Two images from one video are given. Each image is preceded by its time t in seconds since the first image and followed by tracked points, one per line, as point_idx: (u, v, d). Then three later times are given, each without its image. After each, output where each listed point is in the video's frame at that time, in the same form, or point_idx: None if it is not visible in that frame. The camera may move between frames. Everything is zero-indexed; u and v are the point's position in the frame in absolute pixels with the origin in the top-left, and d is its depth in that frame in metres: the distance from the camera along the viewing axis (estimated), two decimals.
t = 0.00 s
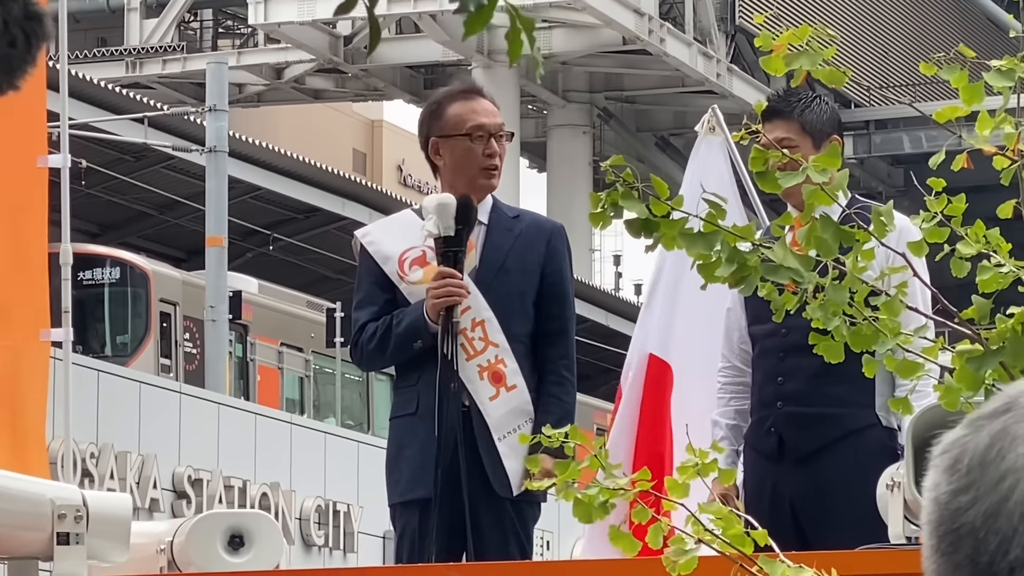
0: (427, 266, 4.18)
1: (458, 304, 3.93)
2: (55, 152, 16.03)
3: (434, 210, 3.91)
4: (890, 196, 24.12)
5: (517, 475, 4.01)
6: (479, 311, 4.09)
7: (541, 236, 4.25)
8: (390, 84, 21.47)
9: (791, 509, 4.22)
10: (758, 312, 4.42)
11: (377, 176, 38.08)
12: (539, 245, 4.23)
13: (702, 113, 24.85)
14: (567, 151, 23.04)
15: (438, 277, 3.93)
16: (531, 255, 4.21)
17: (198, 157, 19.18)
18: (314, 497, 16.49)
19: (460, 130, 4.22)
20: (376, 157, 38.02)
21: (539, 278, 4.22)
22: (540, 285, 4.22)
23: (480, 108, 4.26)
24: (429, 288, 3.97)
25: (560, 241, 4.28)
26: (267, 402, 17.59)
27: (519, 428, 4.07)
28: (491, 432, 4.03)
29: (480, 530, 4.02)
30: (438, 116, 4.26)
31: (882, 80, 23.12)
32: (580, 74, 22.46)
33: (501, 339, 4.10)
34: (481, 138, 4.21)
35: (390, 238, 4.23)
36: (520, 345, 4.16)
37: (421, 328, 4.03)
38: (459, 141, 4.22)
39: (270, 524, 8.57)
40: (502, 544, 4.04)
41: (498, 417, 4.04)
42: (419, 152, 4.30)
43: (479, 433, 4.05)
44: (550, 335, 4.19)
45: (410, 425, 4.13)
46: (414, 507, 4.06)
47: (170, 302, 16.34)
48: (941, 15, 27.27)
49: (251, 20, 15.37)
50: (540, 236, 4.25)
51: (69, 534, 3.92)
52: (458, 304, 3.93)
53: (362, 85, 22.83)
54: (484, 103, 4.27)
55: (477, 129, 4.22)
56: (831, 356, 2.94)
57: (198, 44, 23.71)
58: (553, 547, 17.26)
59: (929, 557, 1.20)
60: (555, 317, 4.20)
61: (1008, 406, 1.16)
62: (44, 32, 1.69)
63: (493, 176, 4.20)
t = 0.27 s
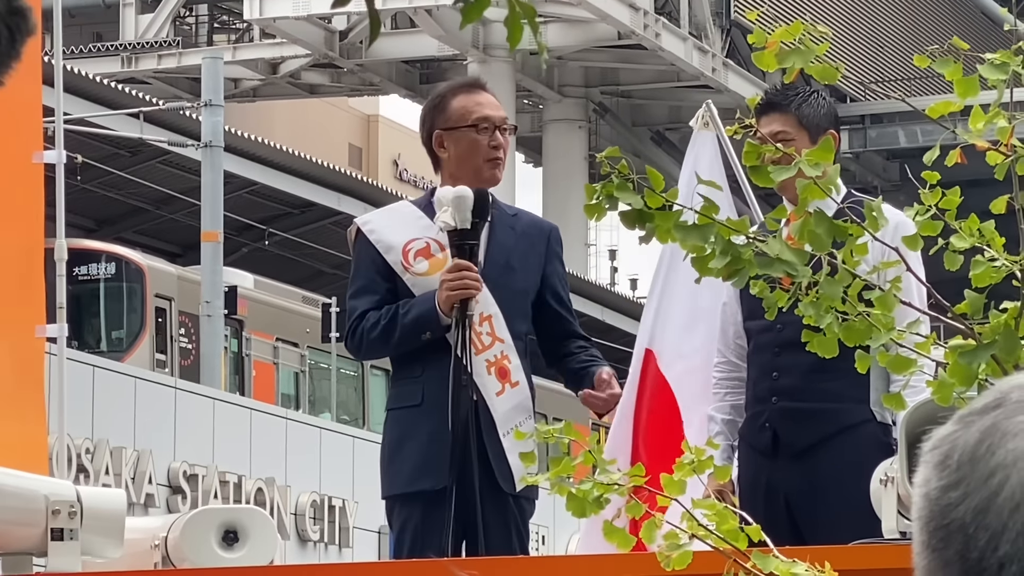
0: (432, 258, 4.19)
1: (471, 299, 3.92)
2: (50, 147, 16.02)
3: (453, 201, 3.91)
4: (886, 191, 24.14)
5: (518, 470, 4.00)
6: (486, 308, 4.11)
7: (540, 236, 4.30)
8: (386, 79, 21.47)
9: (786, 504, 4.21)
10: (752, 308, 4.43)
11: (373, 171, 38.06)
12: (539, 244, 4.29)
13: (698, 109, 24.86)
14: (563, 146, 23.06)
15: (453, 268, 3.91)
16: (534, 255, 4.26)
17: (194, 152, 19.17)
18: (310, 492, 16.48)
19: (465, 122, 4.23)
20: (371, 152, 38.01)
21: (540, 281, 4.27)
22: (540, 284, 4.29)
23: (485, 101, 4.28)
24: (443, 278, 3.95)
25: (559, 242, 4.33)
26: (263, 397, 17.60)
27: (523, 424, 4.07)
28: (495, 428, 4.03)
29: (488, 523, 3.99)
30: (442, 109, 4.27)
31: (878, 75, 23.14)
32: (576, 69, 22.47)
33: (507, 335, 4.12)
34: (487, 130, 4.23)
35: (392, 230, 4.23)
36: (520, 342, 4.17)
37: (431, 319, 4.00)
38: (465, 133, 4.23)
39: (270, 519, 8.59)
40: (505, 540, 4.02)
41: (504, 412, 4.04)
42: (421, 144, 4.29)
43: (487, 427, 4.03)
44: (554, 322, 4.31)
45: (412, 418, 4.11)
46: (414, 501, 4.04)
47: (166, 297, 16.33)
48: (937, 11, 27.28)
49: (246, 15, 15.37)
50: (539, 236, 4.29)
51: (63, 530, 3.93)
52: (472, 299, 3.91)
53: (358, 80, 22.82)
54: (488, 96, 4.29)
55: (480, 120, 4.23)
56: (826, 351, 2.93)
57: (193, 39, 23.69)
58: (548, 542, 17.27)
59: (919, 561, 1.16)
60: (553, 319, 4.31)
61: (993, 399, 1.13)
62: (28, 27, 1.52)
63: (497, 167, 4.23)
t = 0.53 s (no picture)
0: (429, 257, 4.18)
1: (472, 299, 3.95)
2: (43, 145, 15.99)
3: (463, 203, 3.92)
4: (879, 188, 24.16)
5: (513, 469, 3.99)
6: (486, 307, 4.10)
7: (537, 237, 4.29)
8: (379, 77, 21.46)
9: (779, 502, 4.22)
10: (746, 306, 4.43)
11: (366, 169, 38.05)
12: (536, 247, 4.28)
13: (691, 106, 24.89)
14: (556, 143, 23.06)
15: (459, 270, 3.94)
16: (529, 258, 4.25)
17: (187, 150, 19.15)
18: (304, 490, 16.47)
19: (463, 123, 4.22)
20: (365, 150, 38.00)
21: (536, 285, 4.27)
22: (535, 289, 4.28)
23: (483, 100, 4.26)
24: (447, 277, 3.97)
25: (554, 244, 4.32)
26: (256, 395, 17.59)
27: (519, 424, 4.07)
28: (492, 427, 4.02)
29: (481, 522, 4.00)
30: (441, 108, 4.27)
31: (871, 72, 23.17)
32: (569, 66, 22.48)
33: (505, 336, 4.12)
34: (486, 130, 4.22)
35: (391, 226, 4.22)
36: (515, 343, 4.17)
37: (432, 319, 3.99)
38: (463, 133, 4.22)
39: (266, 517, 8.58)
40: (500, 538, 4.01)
41: (500, 411, 4.04)
42: (419, 143, 4.28)
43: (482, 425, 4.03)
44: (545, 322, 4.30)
45: (407, 416, 4.10)
46: (409, 499, 4.02)
47: (160, 295, 16.32)
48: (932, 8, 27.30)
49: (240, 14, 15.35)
50: (535, 238, 4.28)
51: (57, 529, 3.93)
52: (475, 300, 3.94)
53: (351, 78, 22.81)
54: (486, 95, 4.27)
55: (476, 121, 4.22)
56: (818, 350, 2.92)
57: (186, 37, 23.67)
58: (542, 539, 17.27)
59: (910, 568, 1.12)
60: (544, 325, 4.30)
61: (987, 391, 1.11)
62: (16, 29, 1.51)
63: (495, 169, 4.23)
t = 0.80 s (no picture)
0: (421, 257, 4.18)
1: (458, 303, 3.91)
2: (33, 143, 15.96)
3: (452, 204, 3.87)
4: (869, 187, 24.17)
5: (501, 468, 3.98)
6: (475, 307, 4.08)
7: (531, 237, 4.28)
8: (369, 75, 21.45)
9: (767, 501, 4.22)
10: (736, 304, 4.42)
11: (356, 168, 38.02)
12: (528, 246, 4.27)
13: (681, 104, 24.89)
14: (547, 141, 23.05)
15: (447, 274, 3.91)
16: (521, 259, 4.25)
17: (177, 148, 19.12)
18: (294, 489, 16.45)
19: (457, 123, 4.22)
20: (355, 148, 37.96)
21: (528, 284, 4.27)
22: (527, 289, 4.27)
23: (478, 102, 4.25)
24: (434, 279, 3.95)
25: (548, 244, 4.31)
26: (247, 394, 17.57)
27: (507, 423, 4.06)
28: (478, 426, 4.01)
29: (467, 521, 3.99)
30: (438, 108, 4.26)
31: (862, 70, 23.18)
32: (559, 64, 22.47)
33: (493, 335, 4.10)
34: (481, 132, 4.21)
35: (382, 224, 4.21)
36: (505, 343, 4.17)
37: (418, 319, 3.99)
38: (457, 134, 4.22)
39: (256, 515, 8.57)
40: (487, 538, 4.01)
41: (487, 412, 4.02)
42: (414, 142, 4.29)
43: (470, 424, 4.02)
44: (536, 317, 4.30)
45: (396, 415, 4.09)
46: (397, 498, 4.01)
47: (150, 293, 16.29)
48: (922, 7, 27.34)
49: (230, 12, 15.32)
50: (529, 237, 4.28)
51: (46, 528, 3.91)
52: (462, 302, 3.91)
53: (342, 76, 22.79)
54: (481, 96, 4.27)
55: (470, 122, 4.22)
56: (807, 347, 2.92)
57: (176, 35, 23.64)
58: (533, 538, 17.26)
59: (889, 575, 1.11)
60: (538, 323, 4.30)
61: (964, 388, 1.11)
62: None
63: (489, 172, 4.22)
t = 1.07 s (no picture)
0: (407, 256, 4.17)
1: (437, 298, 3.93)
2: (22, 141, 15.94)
3: (422, 200, 3.89)
4: (858, 185, 24.21)
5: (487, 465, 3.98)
6: (457, 303, 4.07)
7: (522, 230, 4.26)
8: (359, 73, 21.44)
9: (756, 500, 4.22)
10: (724, 301, 4.42)
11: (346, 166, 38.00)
12: (518, 239, 4.25)
13: (671, 103, 24.92)
14: (536, 139, 23.07)
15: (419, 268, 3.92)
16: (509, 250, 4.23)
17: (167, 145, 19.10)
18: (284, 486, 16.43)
19: (424, 123, 4.23)
20: (345, 146, 37.94)
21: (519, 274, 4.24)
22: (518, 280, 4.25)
23: (455, 99, 4.24)
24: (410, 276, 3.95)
25: (541, 235, 4.29)
26: (237, 392, 17.56)
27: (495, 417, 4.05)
28: (463, 424, 4.01)
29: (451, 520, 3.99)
30: (421, 106, 4.27)
31: (851, 69, 23.22)
32: (549, 63, 22.49)
33: (478, 331, 4.09)
34: (446, 127, 4.21)
35: (372, 225, 4.22)
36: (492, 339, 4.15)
37: (399, 318, 4.00)
38: (429, 130, 4.22)
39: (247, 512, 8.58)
40: (473, 535, 4.01)
41: (470, 408, 4.01)
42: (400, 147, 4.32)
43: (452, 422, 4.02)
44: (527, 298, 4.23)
45: (384, 413, 4.10)
46: (383, 494, 4.02)
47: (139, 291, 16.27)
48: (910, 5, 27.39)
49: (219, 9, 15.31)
50: (520, 229, 4.26)
51: (35, 525, 3.91)
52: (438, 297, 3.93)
53: (332, 73, 22.76)
54: (460, 95, 4.25)
55: (441, 120, 4.22)
56: (796, 346, 2.92)
57: (166, 33, 23.60)
58: (522, 535, 17.26)
59: (879, 571, 1.12)
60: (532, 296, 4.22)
61: (952, 385, 1.13)
62: None
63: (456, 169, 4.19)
